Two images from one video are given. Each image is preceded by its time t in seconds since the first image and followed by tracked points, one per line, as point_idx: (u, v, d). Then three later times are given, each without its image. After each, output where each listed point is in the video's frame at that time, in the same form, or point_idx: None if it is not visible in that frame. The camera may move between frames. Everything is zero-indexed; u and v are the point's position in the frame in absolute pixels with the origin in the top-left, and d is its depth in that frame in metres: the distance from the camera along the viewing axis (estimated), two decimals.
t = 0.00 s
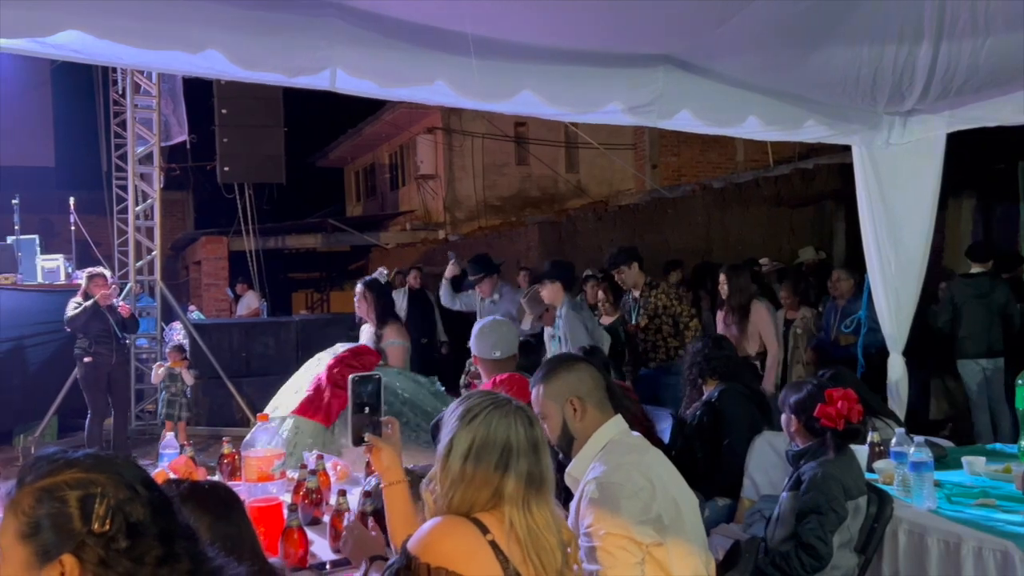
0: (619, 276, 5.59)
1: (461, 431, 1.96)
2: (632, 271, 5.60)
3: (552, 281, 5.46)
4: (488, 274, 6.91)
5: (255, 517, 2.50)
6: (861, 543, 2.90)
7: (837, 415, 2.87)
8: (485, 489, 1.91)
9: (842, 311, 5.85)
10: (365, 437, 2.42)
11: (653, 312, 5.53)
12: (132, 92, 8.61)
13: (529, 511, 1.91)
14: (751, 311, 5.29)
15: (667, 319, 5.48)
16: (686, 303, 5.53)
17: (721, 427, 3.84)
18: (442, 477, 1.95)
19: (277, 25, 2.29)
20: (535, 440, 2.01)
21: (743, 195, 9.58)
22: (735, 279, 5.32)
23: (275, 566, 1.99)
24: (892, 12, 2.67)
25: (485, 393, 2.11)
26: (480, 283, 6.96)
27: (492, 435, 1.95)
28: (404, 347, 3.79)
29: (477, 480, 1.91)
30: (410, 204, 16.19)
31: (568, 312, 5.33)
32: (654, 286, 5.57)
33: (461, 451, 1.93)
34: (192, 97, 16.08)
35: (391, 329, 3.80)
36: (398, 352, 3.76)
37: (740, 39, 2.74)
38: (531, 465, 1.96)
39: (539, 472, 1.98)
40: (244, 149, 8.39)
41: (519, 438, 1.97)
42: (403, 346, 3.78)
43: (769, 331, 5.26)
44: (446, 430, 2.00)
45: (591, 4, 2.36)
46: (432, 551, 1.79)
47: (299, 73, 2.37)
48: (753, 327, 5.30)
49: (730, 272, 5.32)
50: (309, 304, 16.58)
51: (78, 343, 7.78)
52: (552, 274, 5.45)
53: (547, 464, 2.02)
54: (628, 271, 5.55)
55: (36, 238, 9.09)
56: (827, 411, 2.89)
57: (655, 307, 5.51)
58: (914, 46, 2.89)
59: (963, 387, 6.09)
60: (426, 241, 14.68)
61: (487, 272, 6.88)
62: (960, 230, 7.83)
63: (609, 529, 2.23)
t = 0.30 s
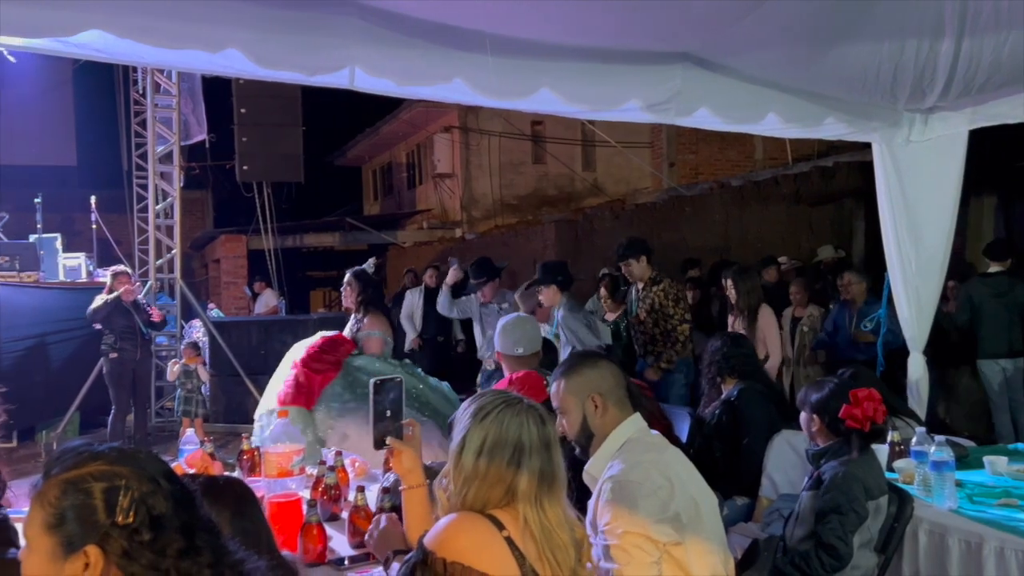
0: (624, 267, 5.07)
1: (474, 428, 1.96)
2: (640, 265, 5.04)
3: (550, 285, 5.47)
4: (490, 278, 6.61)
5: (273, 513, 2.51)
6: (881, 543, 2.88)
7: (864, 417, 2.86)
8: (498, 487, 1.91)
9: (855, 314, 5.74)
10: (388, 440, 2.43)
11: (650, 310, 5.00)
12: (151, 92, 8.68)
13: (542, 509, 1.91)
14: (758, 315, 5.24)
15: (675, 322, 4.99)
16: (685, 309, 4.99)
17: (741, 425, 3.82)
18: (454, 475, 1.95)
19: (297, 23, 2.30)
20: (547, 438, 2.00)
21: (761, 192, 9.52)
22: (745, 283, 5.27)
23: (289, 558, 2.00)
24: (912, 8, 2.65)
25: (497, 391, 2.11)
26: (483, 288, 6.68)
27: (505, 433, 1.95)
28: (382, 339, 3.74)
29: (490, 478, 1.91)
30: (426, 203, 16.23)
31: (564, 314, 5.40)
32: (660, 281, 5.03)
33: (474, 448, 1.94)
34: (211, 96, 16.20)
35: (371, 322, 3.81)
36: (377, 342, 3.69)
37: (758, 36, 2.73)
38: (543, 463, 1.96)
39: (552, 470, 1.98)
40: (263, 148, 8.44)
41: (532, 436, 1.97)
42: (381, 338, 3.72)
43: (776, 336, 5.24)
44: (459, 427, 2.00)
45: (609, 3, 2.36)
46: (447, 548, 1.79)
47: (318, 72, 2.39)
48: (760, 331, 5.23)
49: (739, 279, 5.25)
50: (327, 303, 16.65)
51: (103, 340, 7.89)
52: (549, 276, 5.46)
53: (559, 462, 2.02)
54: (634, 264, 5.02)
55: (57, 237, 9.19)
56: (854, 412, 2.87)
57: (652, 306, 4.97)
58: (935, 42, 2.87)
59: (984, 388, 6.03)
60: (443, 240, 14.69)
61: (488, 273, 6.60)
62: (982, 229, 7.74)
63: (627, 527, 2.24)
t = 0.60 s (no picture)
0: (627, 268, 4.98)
1: (490, 425, 1.97)
2: (643, 265, 4.97)
3: (547, 275, 5.34)
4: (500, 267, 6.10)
5: (296, 510, 2.52)
6: (905, 544, 2.86)
7: (892, 419, 2.83)
8: (515, 484, 1.92)
9: (857, 309, 5.70)
10: (418, 436, 2.51)
11: (654, 311, 4.93)
12: (175, 92, 8.77)
13: (560, 506, 1.92)
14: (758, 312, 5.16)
15: (679, 318, 4.94)
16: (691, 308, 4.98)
17: (764, 426, 3.79)
18: (472, 471, 1.96)
19: (319, 23, 2.32)
20: (564, 436, 2.01)
21: (783, 191, 9.45)
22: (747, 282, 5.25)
23: (307, 550, 2.02)
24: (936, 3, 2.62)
25: (513, 389, 2.11)
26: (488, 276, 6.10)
27: (521, 430, 1.95)
28: (370, 332, 3.90)
29: (508, 474, 1.92)
30: (446, 202, 16.27)
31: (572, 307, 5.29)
32: (665, 282, 4.97)
33: (491, 444, 1.95)
34: (234, 96, 16.34)
35: (359, 316, 3.91)
36: (364, 336, 3.87)
37: (780, 34, 2.71)
38: (559, 460, 1.96)
39: (569, 467, 1.98)
40: (285, 147, 8.50)
41: (548, 434, 1.97)
42: (368, 331, 3.89)
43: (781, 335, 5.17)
44: (476, 425, 2.01)
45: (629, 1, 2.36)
46: (468, 545, 1.80)
47: (340, 71, 2.40)
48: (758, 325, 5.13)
49: (739, 279, 5.24)
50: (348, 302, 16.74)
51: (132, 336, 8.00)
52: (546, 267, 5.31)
53: (576, 459, 2.02)
54: (638, 264, 4.96)
55: (82, 235, 9.31)
56: (881, 413, 2.84)
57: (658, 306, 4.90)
58: (961, 39, 2.84)
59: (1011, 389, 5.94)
60: (463, 239, 14.73)
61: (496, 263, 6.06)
62: (1008, 227, 7.64)
63: (651, 527, 2.24)
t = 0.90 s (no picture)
0: (635, 276, 4.93)
1: (512, 425, 1.98)
2: (651, 274, 4.93)
3: (552, 276, 5.27)
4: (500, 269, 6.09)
5: (322, 508, 2.54)
6: (932, 547, 2.84)
7: (922, 421, 2.81)
8: (536, 484, 1.92)
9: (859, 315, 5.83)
10: (447, 433, 2.55)
11: (663, 323, 4.81)
12: (202, 93, 8.87)
13: (582, 506, 1.92)
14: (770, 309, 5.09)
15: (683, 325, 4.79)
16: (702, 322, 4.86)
17: (790, 427, 3.77)
18: (494, 471, 1.97)
19: (344, 26, 2.32)
20: (585, 438, 2.01)
21: (809, 190, 9.36)
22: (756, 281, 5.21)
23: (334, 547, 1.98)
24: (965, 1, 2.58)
25: (536, 391, 2.12)
26: (492, 278, 6.08)
27: (543, 431, 1.96)
28: (372, 337, 4.02)
29: (529, 474, 1.92)
30: (470, 202, 16.31)
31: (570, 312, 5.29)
32: (674, 293, 4.87)
33: (513, 443, 1.95)
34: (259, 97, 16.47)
35: (360, 319, 4.02)
36: (366, 341, 3.99)
37: (806, 32, 2.70)
38: (581, 461, 1.96)
39: (590, 468, 1.99)
40: (311, 148, 8.57)
41: (570, 435, 1.98)
42: (370, 336, 4.01)
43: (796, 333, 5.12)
44: (498, 426, 2.02)
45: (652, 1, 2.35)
46: (492, 543, 1.81)
47: (366, 73, 2.42)
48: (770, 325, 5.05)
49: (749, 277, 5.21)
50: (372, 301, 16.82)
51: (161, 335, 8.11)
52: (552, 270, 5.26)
53: (598, 460, 2.02)
54: (646, 272, 4.91)
55: (110, 235, 9.43)
56: (911, 415, 2.82)
57: (667, 318, 4.79)
58: (991, 37, 2.80)
59: None
60: (487, 239, 14.76)
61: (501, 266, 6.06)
62: None
63: (679, 530, 2.24)
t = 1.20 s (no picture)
0: (635, 260, 4.75)
1: (538, 427, 1.98)
2: (651, 257, 4.73)
3: (560, 281, 5.33)
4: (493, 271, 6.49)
5: (349, 506, 2.56)
6: (965, 553, 2.77)
7: (961, 425, 2.79)
8: (562, 487, 1.92)
9: (871, 317, 6.05)
10: (472, 432, 2.54)
11: (667, 306, 4.61)
12: (232, 95, 8.97)
13: (609, 508, 1.91)
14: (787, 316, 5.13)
15: (695, 314, 4.62)
16: (709, 301, 4.65)
17: (819, 430, 3.78)
18: (521, 473, 1.97)
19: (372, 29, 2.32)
20: (612, 439, 2.00)
21: (839, 190, 9.28)
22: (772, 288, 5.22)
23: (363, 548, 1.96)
24: None
25: (561, 392, 2.12)
26: (484, 280, 6.54)
27: (568, 433, 1.96)
28: (369, 346, 4.10)
29: (555, 477, 1.92)
30: (496, 202, 16.34)
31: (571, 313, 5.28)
32: (675, 275, 4.69)
33: (539, 445, 1.96)
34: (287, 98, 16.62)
35: (357, 328, 4.10)
36: (363, 351, 4.07)
37: (837, 33, 2.67)
38: (607, 463, 1.95)
39: (617, 470, 1.97)
40: (339, 149, 8.63)
41: (596, 437, 1.97)
42: (366, 346, 4.09)
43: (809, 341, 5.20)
44: (524, 428, 2.02)
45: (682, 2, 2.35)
46: (520, 544, 1.81)
47: (394, 74, 2.44)
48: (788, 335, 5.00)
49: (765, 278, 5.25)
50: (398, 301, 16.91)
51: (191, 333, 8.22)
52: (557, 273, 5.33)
53: (625, 462, 2.01)
54: (646, 255, 4.72)
55: (142, 235, 9.54)
56: (950, 419, 2.80)
57: (670, 300, 4.59)
58: None
59: None
60: (513, 239, 14.78)
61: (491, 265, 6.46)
62: None
63: (711, 535, 2.24)
